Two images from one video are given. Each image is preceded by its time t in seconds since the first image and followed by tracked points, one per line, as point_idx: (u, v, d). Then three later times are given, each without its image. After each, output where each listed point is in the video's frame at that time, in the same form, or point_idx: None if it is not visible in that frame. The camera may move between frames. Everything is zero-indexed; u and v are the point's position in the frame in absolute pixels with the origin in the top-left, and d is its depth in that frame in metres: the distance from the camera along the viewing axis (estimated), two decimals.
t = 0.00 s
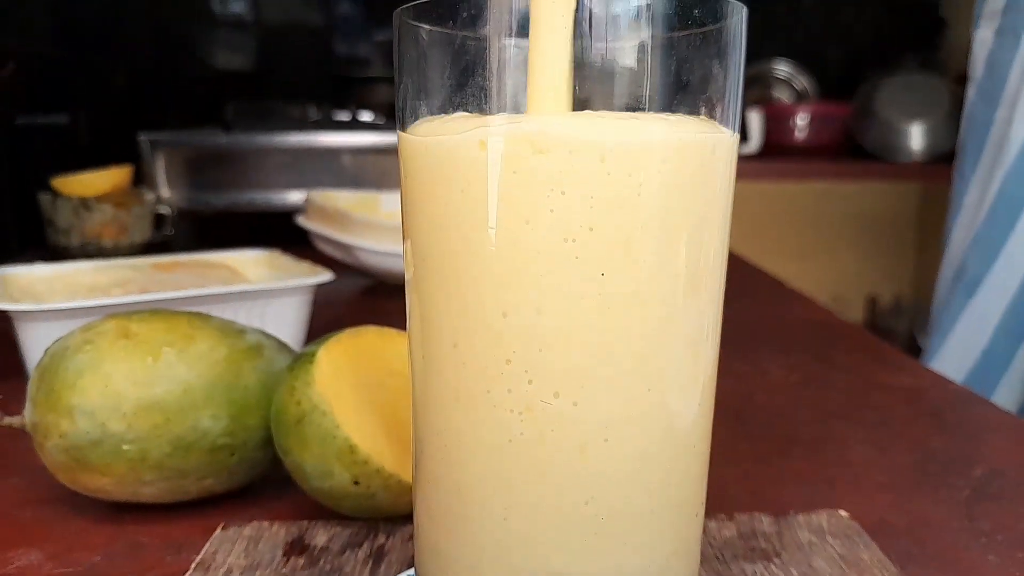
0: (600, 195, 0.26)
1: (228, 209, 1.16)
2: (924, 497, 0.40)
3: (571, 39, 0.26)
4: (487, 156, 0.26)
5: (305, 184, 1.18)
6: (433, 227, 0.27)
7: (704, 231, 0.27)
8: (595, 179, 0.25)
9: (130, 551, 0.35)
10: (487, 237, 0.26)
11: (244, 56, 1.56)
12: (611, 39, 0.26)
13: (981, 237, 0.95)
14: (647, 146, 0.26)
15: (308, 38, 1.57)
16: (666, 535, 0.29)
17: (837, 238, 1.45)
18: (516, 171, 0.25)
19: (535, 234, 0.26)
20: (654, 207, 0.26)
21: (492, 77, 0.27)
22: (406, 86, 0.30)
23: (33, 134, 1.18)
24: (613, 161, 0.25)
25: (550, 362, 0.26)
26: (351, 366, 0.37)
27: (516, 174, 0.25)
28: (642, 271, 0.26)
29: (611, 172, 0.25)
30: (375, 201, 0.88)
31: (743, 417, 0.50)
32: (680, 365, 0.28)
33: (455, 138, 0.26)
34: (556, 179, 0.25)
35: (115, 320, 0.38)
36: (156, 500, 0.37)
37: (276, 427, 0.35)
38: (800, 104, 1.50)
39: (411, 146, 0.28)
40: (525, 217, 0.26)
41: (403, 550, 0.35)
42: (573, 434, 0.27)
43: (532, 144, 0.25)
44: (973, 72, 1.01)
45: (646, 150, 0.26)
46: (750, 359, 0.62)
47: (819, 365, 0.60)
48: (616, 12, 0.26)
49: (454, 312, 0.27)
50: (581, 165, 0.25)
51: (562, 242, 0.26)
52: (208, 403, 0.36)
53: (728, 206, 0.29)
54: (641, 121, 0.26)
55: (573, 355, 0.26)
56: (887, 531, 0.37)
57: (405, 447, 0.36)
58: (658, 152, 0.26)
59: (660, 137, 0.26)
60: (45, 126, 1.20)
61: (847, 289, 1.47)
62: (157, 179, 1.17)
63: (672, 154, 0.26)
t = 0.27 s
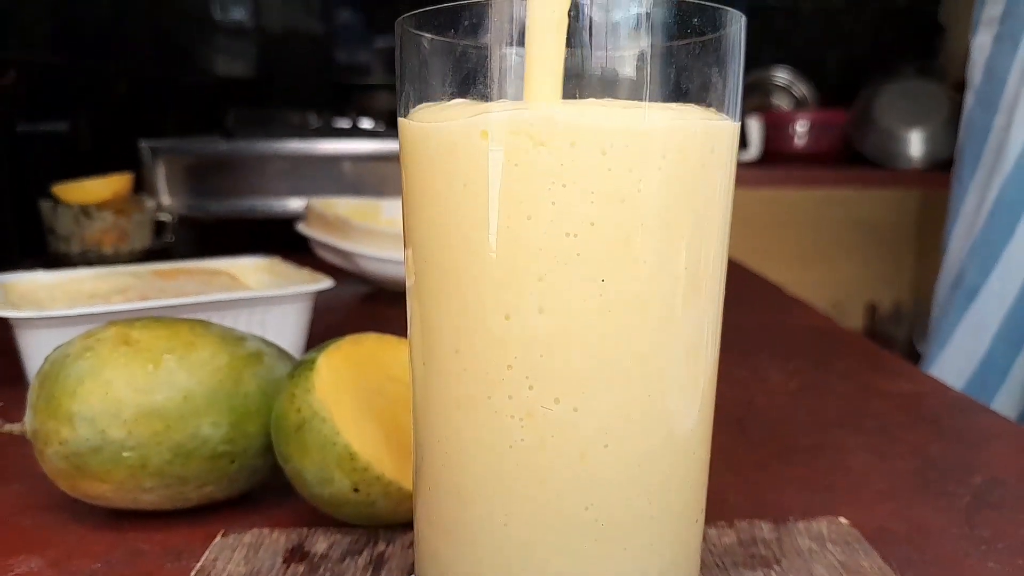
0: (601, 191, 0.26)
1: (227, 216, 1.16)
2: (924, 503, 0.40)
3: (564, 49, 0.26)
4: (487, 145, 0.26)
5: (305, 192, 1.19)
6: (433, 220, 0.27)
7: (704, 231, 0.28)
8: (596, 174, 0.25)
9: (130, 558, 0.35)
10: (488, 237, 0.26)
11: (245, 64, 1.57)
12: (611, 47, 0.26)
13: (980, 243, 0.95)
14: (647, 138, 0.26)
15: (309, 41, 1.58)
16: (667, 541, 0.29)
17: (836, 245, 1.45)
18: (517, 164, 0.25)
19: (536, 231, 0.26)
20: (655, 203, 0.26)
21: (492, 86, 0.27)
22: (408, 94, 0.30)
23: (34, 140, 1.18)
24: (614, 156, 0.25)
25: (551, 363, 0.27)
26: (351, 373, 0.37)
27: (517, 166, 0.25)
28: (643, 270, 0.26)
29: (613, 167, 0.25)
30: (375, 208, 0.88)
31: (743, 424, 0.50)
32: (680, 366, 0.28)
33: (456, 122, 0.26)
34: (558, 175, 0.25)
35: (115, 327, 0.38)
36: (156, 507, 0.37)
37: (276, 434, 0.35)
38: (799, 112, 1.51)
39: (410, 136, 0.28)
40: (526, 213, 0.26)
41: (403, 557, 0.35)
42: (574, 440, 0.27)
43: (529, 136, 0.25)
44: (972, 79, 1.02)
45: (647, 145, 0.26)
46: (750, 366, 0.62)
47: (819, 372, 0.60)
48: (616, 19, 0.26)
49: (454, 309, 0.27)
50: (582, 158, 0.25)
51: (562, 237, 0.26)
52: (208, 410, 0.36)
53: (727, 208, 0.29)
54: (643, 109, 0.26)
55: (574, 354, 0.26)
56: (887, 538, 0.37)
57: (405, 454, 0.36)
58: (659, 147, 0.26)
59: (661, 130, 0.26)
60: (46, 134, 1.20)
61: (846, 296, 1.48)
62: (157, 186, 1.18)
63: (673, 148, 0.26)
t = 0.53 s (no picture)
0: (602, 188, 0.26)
1: (228, 221, 1.16)
2: (924, 507, 0.40)
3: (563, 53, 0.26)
4: (488, 140, 0.26)
5: (305, 197, 1.19)
6: (434, 218, 0.27)
7: (704, 231, 0.28)
8: (596, 171, 0.26)
9: (130, 563, 0.35)
10: (489, 237, 0.26)
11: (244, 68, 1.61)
12: (611, 53, 0.26)
13: (979, 246, 0.95)
14: (648, 135, 0.26)
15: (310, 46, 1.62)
16: (667, 546, 0.29)
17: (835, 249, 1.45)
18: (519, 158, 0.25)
19: (538, 229, 0.26)
20: (655, 201, 0.26)
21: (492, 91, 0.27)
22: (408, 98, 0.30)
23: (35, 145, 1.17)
24: (615, 153, 0.26)
25: (551, 364, 0.27)
26: (351, 377, 0.37)
27: (518, 161, 0.26)
28: (644, 269, 0.26)
29: (613, 164, 0.26)
30: (376, 212, 0.88)
31: (743, 428, 0.50)
32: (680, 367, 0.28)
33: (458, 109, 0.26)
34: (558, 172, 0.25)
35: (116, 332, 0.38)
36: (156, 511, 0.37)
37: (276, 438, 0.35)
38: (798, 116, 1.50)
39: (410, 132, 0.28)
40: (526, 210, 0.26)
41: (403, 561, 0.35)
42: (574, 443, 0.27)
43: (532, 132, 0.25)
44: (970, 83, 1.02)
45: (648, 141, 0.26)
46: (750, 370, 0.62)
47: (819, 376, 0.60)
48: (616, 23, 0.26)
49: (455, 307, 0.27)
50: (583, 155, 0.25)
51: (563, 235, 0.26)
52: (209, 414, 0.36)
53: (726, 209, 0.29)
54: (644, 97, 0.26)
55: (575, 354, 0.26)
56: (887, 541, 0.37)
57: (404, 458, 0.36)
58: (660, 144, 0.26)
59: (663, 126, 0.26)
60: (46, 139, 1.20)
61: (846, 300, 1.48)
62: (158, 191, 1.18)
63: (673, 147, 0.26)
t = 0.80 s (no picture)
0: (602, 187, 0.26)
1: (229, 223, 1.16)
2: (924, 510, 0.40)
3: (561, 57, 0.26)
4: (490, 137, 0.26)
5: (305, 200, 1.19)
6: (435, 216, 0.27)
7: (704, 233, 0.28)
8: (596, 170, 0.26)
9: (130, 565, 0.35)
10: (489, 238, 0.26)
11: (245, 72, 1.62)
12: (610, 57, 0.26)
13: (978, 247, 0.95)
14: (648, 133, 0.26)
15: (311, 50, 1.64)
16: (665, 550, 0.29)
17: (835, 252, 1.45)
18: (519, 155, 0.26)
19: (538, 228, 0.26)
20: (656, 201, 0.26)
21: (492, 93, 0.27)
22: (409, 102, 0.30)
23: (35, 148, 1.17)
24: (616, 152, 0.26)
25: (551, 366, 0.27)
26: (352, 381, 0.37)
27: (520, 158, 0.26)
28: (645, 270, 0.26)
29: (614, 163, 0.26)
30: (376, 215, 0.88)
31: (743, 431, 0.50)
32: (680, 370, 0.28)
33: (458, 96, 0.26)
34: (559, 171, 0.25)
35: (116, 335, 0.38)
36: (156, 514, 0.37)
37: (277, 441, 0.35)
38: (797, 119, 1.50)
39: (410, 129, 0.28)
40: (527, 209, 0.26)
41: (404, 564, 0.35)
42: (573, 446, 0.27)
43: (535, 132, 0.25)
44: (969, 85, 1.02)
45: (649, 141, 0.26)
46: (750, 373, 0.62)
47: (818, 379, 0.60)
48: (616, 27, 0.26)
49: (455, 306, 0.27)
50: (583, 152, 0.25)
51: (564, 234, 0.26)
52: (210, 417, 0.36)
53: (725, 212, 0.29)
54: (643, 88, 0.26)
55: (575, 357, 0.27)
56: (886, 544, 0.37)
57: (405, 462, 0.36)
58: (660, 143, 0.26)
59: (663, 125, 0.26)
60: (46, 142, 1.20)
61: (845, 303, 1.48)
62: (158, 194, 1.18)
63: (673, 146, 0.26)
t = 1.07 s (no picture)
0: (603, 184, 0.26)
1: (229, 223, 1.16)
2: (923, 510, 0.40)
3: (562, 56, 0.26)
4: (491, 133, 0.26)
5: (306, 199, 1.19)
6: (436, 212, 0.27)
7: (705, 231, 0.28)
8: (598, 165, 0.26)
9: (130, 565, 0.35)
10: (490, 234, 0.26)
11: (245, 72, 1.62)
12: (610, 56, 0.26)
13: (980, 248, 0.96)
14: (649, 128, 0.26)
15: (310, 51, 1.64)
16: (665, 550, 0.29)
17: (835, 252, 1.45)
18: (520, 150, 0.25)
19: (539, 224, 0.26)
20: (656, 199, 0.26)
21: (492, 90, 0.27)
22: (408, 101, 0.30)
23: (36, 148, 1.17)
24: (618, 148, 0.26)
25: (551, 365, 0.27)
26: (352, 381, 0.37)
27: (521, 154, 0.25)
28: (646, 268, 0.26)
29: (615, 159, 0.26)
30: (376, 215, 0.88)
31: (742, 431, 0.50)
32: (680, 370, 0.28)
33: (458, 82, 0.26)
34: (560, 166, 0.25)
35: (116, 335, 0.38)
36: (156, 514, 0.37)
37: (277, 441, 0.35)
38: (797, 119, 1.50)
39: (411, 126, 0.28)
40: (528, 205, 0.26)
41: (403, 563, 0.35)
42: (573, 445, 0.27)
43: (537, 126, 0.25)
44: (970, 86, 1.02)
45: (650, 137, 0.26)
46: (750, 373, 0.62)
47: (819, 379, 0.60)
48: (616, 27, 0.26)
49: (455, 302, 0.27)
50: (585, 148, 0.25)
51: (565, 231, 0.26)
52: (209, 416, 0.36)
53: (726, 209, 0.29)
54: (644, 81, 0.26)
55: (575, 356, 0.27)
56: (886, 544, 0.37)
57: (405, 462, 0.36)
58: (661, 139, 0.26)
59: (664, 122, 0.26)
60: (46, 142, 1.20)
61: (845, 302, 1.48)
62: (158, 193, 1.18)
63: (674, 142, 0.26)
